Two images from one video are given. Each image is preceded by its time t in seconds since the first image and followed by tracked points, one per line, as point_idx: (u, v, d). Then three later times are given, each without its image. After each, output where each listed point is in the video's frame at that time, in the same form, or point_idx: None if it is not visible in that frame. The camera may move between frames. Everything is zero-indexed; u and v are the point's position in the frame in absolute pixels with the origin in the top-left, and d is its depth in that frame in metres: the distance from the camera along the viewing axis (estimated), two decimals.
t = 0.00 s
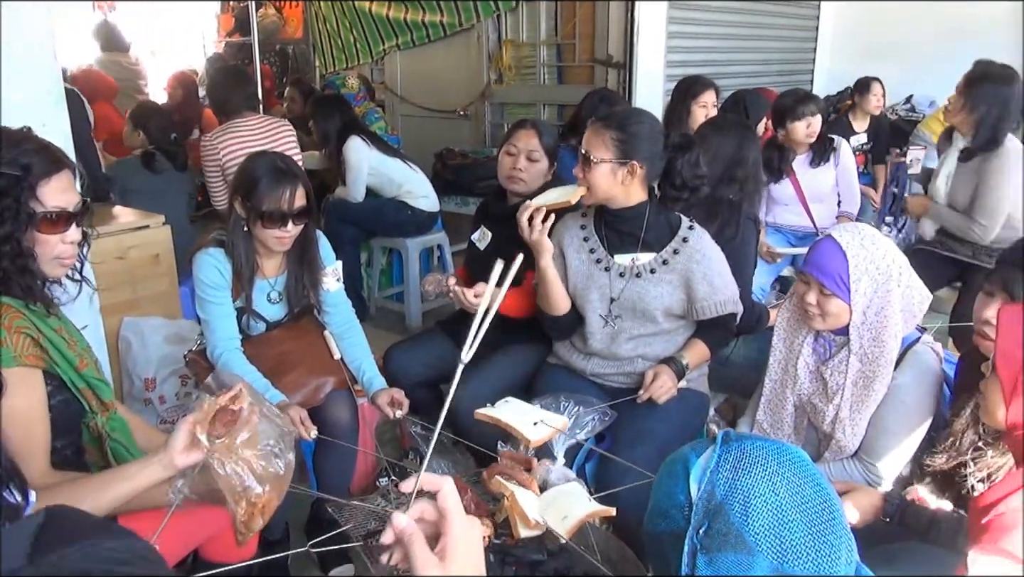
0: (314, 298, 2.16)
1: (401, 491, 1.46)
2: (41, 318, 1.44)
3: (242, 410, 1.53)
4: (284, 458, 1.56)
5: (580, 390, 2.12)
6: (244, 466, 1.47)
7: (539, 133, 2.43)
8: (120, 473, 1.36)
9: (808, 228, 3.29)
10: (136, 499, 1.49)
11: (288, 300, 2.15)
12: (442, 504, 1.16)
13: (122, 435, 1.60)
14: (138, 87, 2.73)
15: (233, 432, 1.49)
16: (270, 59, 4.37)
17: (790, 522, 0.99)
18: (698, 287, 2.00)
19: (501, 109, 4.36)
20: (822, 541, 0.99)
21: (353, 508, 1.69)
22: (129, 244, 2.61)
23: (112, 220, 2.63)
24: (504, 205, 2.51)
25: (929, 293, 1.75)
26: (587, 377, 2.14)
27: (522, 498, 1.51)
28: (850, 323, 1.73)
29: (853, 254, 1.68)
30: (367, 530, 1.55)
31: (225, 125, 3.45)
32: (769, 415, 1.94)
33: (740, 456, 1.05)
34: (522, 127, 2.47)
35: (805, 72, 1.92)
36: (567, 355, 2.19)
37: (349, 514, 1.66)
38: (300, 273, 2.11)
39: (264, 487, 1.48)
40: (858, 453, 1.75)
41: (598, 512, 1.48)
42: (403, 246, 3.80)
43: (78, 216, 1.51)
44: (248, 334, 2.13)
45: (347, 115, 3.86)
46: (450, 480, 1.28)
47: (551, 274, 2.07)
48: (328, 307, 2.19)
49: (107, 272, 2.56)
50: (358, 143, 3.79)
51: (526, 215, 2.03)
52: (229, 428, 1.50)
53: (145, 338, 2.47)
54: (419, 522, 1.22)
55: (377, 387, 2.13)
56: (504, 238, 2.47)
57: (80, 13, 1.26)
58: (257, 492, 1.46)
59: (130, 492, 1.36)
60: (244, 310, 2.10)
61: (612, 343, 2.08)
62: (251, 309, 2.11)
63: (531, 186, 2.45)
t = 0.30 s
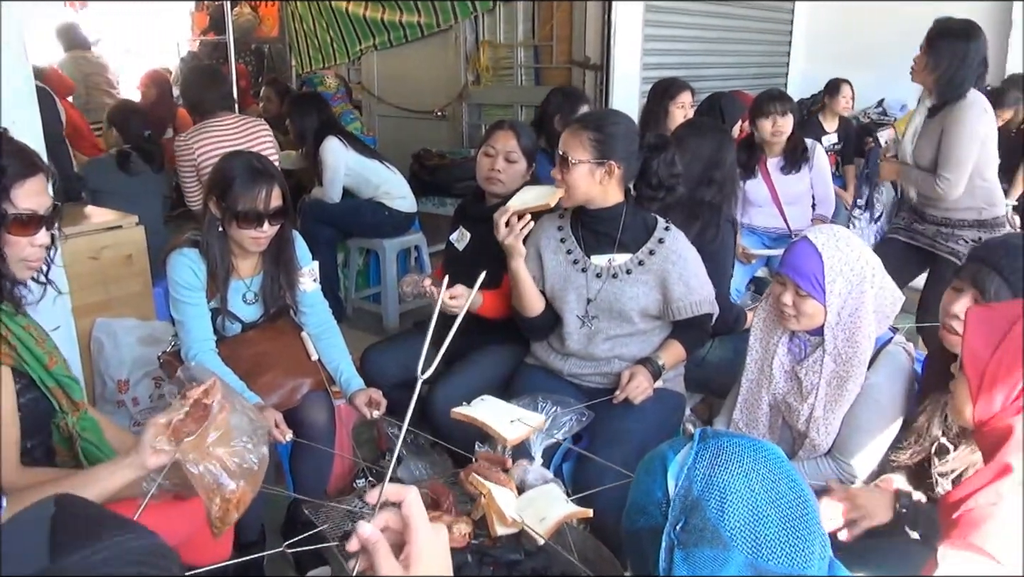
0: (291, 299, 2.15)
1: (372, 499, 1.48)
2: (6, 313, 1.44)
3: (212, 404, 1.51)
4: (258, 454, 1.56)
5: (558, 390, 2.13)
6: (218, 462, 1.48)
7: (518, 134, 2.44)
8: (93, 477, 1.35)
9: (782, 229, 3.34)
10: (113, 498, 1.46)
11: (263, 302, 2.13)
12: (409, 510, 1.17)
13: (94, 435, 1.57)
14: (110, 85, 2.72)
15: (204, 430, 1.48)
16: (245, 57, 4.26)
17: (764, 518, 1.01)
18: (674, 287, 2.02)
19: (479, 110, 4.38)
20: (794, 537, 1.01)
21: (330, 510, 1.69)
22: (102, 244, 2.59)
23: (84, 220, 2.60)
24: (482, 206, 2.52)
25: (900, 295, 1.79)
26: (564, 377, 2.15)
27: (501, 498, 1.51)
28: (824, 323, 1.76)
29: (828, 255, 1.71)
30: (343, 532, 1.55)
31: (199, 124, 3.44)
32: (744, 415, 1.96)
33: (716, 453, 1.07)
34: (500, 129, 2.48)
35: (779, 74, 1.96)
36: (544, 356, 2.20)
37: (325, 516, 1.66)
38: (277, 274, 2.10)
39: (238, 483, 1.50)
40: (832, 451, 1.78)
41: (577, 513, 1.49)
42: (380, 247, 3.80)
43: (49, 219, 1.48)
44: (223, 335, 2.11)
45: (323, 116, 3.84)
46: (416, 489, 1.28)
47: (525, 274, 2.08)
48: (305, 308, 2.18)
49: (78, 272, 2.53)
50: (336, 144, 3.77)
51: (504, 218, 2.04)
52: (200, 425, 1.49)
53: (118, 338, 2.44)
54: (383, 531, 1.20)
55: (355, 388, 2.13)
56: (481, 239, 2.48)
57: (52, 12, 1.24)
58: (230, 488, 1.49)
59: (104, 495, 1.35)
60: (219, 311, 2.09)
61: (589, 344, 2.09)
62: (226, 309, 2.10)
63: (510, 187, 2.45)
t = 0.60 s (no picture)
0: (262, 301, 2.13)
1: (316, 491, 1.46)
2: None
3: (179, 399, 1.51)
4: (226, 455, 1.54)
5: (532, 391, 2.13)
6: (184, 462, 1.46)
7: (492, 135, 2.44)
8: (57, 476, 1.32)
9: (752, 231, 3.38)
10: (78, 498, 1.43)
11: (233, 304, 2.11)
12: (354, 500, 1.18)
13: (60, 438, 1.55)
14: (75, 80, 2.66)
15: (170, 427, 1.46)
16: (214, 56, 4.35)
17: (737, 516, 1.02)
18: (647, 288, 2.03)
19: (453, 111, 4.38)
20: (766, 534, 1.03)
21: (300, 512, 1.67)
22: (68, 244, 2.54)
23: (49, 220, 2.55)
24: (456, 207, 2.52)
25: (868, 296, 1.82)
26: (537, 377, 2.15)
27: (474, 497, 1.50)
28: (795, 323, 1.78)
29: (801, 257, 1.73)
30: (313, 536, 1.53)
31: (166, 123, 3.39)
32: (717, 414, 1.98)
33: (690, 453, 1.07)
34: (474, 129, 2.49)
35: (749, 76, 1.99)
36: (517, 357, 2.20)
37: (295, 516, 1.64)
38: (247, 275, 2.08)
39: (204, 483, 1.48)
40: (801, 449, 1.80)
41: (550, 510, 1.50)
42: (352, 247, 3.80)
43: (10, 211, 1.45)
44: (192, 336, 2.09)
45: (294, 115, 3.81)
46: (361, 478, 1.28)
47: (498, 274, 2.08)
48: (276, 309, 2.16)
49: (42, 273, 2.48)
50: (308, 145, 3.73)
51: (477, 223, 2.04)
52: (167, 423, 1.46)
53: (84, 339, 2.40)
54: (331, 522, 1.22)
55: (326, 390, 2.12)
56: (455, 239, 2.47)
57: (10, 7, 1.21)
58: (196, 489, 1.47)
59: (68, 495, 1.31)
60: (188, 312, 2.06)
61: (562, 344, 2.10)
62: (195, 310, 2.07)
63: (484, 187, 2.46)
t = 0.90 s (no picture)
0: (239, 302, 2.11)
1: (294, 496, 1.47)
2: None
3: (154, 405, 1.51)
4: (204, 460, 1.54)
5: (510, 392, 2.13)
6: (160, 470, 1.44)
7: (471, 135, 2.44)
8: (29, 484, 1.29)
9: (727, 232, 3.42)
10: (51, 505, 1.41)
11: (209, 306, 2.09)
12: (331, 505, 1.21)
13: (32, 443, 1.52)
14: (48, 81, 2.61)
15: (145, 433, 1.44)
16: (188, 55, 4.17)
17: (721, 518, 1.02)
18: (625, 290, 2.04)
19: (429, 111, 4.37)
20: (750, 536, 1.04)
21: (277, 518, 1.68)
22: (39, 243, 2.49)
23: (20, 219, 2.50)
24: (436, 207, 2.51)
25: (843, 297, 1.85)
26: (516, 378, 2.15)
27: (453, 500, 1.51)
28: (771, 324, 1.80)
29: (777, 259, 1.75)
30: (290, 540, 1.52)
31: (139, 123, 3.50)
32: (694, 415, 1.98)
33: (674, 454, 1.07)
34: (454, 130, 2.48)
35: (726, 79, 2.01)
36: (496, 359, 2.20)
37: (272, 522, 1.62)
38: (223, 276, 2.05)
39: (181, 492, 1.46)
40: (777, 449, 1.81)
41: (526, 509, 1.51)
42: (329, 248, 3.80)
43: None
44: (167, 338, 2.06)
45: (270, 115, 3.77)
46: (335, 485, 1.31)
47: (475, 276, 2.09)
48: (253, 311, 2.13)
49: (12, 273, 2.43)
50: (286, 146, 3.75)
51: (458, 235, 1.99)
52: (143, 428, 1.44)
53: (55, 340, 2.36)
54: (307, 527, 1.22)
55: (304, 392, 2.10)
56: (434, 240, 2.47)
57: None
58: (173, 498, 1.44)
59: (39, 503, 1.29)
60: (163, 314, 2.04)
61: (541, 345, 2.10)
62: (170, 312, 2.05)
63: (463, 187, 2.45)
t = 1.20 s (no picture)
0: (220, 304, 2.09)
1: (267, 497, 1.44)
2: None
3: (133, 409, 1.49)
4: (183, 468, 1.50)
5: (494, 393, 2.13)
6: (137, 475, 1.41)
7: (456, 136, 2.43)
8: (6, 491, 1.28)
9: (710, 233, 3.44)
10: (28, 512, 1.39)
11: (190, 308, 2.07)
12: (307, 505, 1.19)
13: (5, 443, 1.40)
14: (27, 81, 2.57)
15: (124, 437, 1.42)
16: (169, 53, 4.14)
17: (701, 519, 1.02)
18: (609, 291, 2.05)
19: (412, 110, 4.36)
20: (731, 537, 1.04)
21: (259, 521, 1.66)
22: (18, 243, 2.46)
23: None
24: (420, 208, 2.51)
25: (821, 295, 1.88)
26: (499, 380, 2.15)
27: (438, 501, 1.50)
28: (758, 323, 1.81)
29: (765, 257, 1.76)
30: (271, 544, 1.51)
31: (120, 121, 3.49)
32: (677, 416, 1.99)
33: (657, 454, 1.08)
34: (439, 130, 2.47)
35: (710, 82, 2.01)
36: (480, 360, 2.20)
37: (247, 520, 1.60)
38: (205, 277, 2.03)
39: (159, 499, 1.42)
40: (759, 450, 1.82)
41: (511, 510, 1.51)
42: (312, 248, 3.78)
43: None
44: (147, 340, 2.04)
45: (252, 115, 3.74)
46: (311, 485, 1.30)
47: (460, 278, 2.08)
48: (234, 312, 2.12)
49: None
50: (267, 144, 3.69)
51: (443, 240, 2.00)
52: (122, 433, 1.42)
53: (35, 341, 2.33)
54: (282, 528, 1.21)
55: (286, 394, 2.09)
56: (419, 241, 2.46)
57: None
58: (150, 504, 1.40)
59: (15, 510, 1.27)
60: (143, 315, 2.02)
61: (525, 347, 2.10)
62: (150, 314, 2.02)
63: (447, 188, 2.45)
